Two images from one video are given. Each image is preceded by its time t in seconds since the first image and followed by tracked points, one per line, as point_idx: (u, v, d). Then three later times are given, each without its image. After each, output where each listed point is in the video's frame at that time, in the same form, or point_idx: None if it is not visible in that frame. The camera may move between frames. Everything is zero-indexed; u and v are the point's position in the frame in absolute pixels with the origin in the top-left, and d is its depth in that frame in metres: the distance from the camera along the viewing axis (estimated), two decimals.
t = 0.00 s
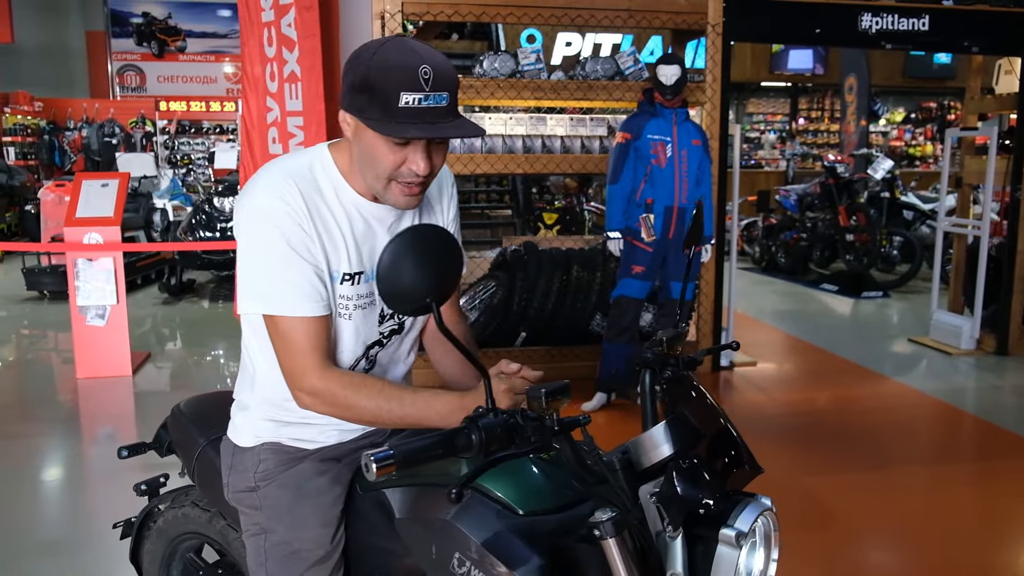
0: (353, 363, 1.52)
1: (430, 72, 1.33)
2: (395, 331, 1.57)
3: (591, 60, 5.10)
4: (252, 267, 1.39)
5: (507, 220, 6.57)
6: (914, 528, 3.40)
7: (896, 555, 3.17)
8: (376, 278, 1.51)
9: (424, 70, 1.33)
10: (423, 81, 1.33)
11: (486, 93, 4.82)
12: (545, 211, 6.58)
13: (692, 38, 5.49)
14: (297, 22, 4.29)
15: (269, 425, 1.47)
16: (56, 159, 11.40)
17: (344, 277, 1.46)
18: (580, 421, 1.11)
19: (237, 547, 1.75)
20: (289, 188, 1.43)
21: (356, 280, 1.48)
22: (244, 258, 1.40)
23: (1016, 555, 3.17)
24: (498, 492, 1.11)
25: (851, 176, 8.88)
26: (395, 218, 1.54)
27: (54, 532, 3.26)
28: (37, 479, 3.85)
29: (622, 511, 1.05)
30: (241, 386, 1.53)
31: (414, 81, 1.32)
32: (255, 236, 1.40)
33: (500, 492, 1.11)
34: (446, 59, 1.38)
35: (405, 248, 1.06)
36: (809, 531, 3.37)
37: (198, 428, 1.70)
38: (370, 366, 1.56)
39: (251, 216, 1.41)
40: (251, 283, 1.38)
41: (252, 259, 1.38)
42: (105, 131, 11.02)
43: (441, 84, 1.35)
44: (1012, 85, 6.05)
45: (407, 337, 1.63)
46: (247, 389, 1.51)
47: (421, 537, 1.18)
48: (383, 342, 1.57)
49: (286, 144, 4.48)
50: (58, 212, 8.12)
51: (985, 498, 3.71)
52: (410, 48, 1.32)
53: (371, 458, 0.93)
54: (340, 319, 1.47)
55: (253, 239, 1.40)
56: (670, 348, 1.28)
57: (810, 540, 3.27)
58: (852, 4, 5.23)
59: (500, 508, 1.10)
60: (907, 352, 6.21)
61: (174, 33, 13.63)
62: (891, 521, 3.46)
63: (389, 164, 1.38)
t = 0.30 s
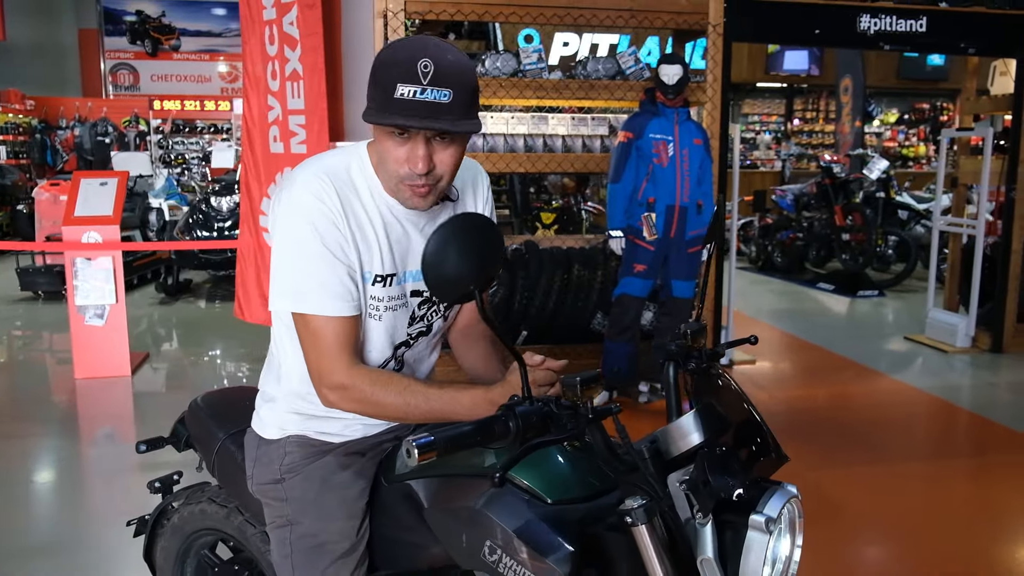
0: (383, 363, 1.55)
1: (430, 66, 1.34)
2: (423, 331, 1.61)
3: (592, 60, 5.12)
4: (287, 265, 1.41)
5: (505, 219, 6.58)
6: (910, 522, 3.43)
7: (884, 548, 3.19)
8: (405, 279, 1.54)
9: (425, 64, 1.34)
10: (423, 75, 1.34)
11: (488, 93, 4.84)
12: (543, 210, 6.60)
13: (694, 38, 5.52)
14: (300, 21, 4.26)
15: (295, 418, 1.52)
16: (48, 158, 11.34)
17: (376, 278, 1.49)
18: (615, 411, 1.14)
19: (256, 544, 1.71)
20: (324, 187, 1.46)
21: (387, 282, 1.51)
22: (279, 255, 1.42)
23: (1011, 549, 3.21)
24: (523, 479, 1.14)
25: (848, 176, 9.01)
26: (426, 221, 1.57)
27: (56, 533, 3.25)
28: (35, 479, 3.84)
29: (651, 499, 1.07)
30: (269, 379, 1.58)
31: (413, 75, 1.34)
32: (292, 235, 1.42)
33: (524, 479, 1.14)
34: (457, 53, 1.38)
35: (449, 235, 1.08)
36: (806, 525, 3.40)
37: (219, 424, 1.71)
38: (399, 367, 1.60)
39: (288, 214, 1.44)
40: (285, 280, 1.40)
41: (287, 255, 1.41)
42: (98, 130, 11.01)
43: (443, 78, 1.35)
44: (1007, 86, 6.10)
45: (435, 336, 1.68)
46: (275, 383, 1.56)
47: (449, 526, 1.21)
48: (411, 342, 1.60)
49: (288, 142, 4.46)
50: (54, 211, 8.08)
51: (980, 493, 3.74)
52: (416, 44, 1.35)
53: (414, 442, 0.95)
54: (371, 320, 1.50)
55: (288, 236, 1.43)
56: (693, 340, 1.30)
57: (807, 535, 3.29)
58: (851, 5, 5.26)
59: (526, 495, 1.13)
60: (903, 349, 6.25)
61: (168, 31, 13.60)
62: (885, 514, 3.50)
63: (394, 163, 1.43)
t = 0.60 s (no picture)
0: (377, 357, 1.56)
1: (407, 54, 1.36)
2: (417, 325, 1.62)
3: (573, 60, 5.14)
4: (281, 261, 1.42)
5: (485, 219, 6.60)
6: (886, 518, 3.48)
7: (861, 546, 3.22)
8: (397, 273, 1.55)
9: (401, 52, 1.36)
10: (401, 64, 1.36)
11: (470, 92, 4.86)
12: (523, 210, 6.62)
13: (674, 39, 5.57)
14: (281, 20, 4.24)
15: (293, 413, 1.53)
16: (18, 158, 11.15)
17: (369, 272, 1.50)
18: (616, 402, 1.16)
19: (250, 541, 1.71)
20: (315, 184, 1.47)
21: (380, 275, 1.52)
22: (273, 253, 1.43)
23: (985, 543, 3.27)
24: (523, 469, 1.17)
25: (823, 176, 9.05)
26: (417, 214, 1.58)
27: (36, 537, 3.21)
28: (12, 484, 3.78)
29: (651, 487, 1.09)
30: (265, 375, 1.59)
31: (390, 64, 1.35)
32: (285, 231, 1.43)
33: (526, 469, 1.16)
34: (433, 40, 1.39)
35: (459, 229, 1.11)
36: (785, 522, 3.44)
37: (213, 422, 1.71)
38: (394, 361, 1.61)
39: (281, 213, 1.45)
40: (279, 278, 1.41)
41: (281, 253, 1.42)
42: (68, 130, 10.61)
43: (421, 65, 1.36)
44: (978, 88, 6.24)
45: (429, 331, 1.70)
46: (272, 379, 1.57)
47: (450, 518, 1.23)
48: (407, 337, 1.61)
49: (268, 141, 4.43)
50: (26, 211, 7.96)
51: (955, 487, 3.82)
52: (391, 34, 1.36)
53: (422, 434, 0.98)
54: (366, 314, 1.51)
55: (281, 234, 1.43)
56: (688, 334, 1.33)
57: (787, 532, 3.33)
58: (827, 8, 5.34)
59: (527, 486, 1.15)
60: (878, 347, 6.35)
61: (141, 30, 13.46)
62: (862, 511, 3.54)
63: (380, 153, 1.44)
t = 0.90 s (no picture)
0: (365, 350, 1.57)
1: (379, 57, 1.36)
2: (404, 319, 1.63)
3: (553, 61, 5.19)
4: (267, 257, 1.42)
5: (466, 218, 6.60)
6: (861, 513, 3.53)
7: (836, 540, 3.26)
8: (380, 266, 1.56)
9: (374, 55, 1.36)
10: (373, 67, 1.36)
11: (451, 93, 4.87)
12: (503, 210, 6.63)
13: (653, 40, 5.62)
14: (260, 20, 4.20)
15: (283, 409, 1.54)
16: None
17: (353, 266, 1.51)
18: (609, 395, 1.18)
19: (240, 540, 1.71)
20: (298, 180, 1.48)
21: (364, 269, 1.52)
22: (258, 250, 1.44)
23: (958, 536, 3.33)
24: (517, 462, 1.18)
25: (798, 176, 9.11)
26: (398, 208, 1.59)
27: (14, 542, 3.17)
28: None
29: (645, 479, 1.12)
30: (255, 373, 1.59)
31: (362, 67, 1.36)
32: (271, 227, 1.44)
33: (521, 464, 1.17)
34: (407, 41, 1.39)
35: (454, 227, 1.15)
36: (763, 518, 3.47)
37: (203, 421, 1.71)
38: (381, 355, 1.62)
39: (265, 209, 1.46)
40: (265, 273, 1.41)
41: (267, 250, 1.42)
42: (39, 130, 10.06)
43: (393, 67, 1.36)
44: (950, 89, 6.36)
45: (417, 325, 1.71)
46: (261, 377, 1.57)
47: (444, 512, 1.24)
48: (395, 331, 1.62)
49: (248, 141, 4.41)
50: None
51: (929, 481, 3.88)
52: (363, 36, 1.37)
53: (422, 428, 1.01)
54: (351, 308, 1.52)
55: (266, 231, 1.44)
56: (676, 328, 1.36)
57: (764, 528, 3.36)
58: (804, 10, 5.42)
59: (522, 481, 1.16)
60: (853, 344, 6.45)
61: (113, 29, 13.31)
62: (838, 506, 3.59)
63: (355, 150, 1.45)
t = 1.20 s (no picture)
0: (355, 345, 1.58)
1: (338, 53, 1.38)
2: (395, 315, 1.64)
3: (537, 61, 5.18)
4: (256, 257, 1.43)
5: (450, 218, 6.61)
6: (841, 509, 3.57)
7: (817, 536, 3.30)
8: (369, 263, 1.57)
9: (334, 52, 1.38)
10: (333, 63, 1.38)
11: (436, 92, 4.88)
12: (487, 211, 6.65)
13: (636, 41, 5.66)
14: (244, 20, 4.22)
15: (277, 407, 1.54)
16: None
17: (341, 262, 1.52)
18: (604, 389, 1.20)
19: (233, 538, 1.71)
20: (284, 180, 1.48)
21: (352, 265, 1.53)
22: (247, 250, 1.44)
23: (937, 531, 3.38)
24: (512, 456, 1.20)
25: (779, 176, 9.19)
26: (383, 205, 1.60)
27: None
28: None
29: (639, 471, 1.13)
30: (249, 371, 1.59)
31: (322, 63, 1.38)
32: (258, 227, 1.44)
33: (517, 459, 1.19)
34: (369, 36, 1.40)
35: (460, 221, 1.17)
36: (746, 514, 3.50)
37: (196, 420, 1.71)
38: (373, 350, 1.62)
39: (253, 209, 1.46)
40: (256, 272, 1.42)
41: (256, 250, 1.43)
42: (15, 130, 9.99)
43: (352, 63, 1.38)
44: (927, 90, 6.46)
45: (409, 321, 1.72)
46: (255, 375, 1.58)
47: (440, 507, 1.25)
48: (386, 326, 1.63)
49: (232, 141, 4.39)
50: None
51: (910, 477, 3.94)
52: (325, 34, 1.39)
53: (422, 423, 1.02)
54: (343, 304, 1.53)
55: (255, 232, 1.45)
56: (667, 323, 1.38)
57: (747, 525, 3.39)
58: (785, 11, 5.48)
59: (518, 476, 1.18)
60: (834, 342, 6.53)
61: (91, 29, 13.20)
62: (819, 502, 3.63)
63: (326, 149, 1.46)
